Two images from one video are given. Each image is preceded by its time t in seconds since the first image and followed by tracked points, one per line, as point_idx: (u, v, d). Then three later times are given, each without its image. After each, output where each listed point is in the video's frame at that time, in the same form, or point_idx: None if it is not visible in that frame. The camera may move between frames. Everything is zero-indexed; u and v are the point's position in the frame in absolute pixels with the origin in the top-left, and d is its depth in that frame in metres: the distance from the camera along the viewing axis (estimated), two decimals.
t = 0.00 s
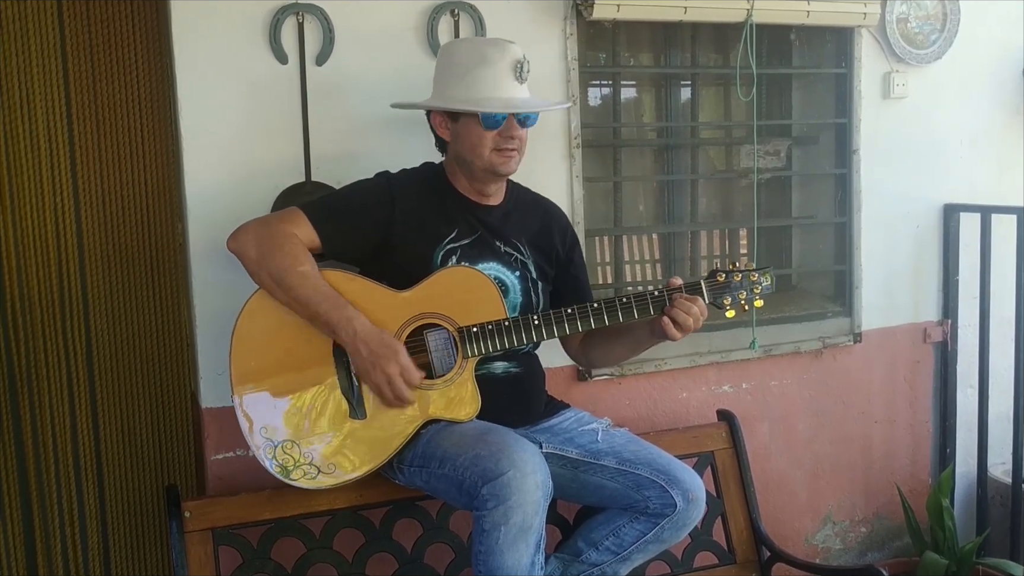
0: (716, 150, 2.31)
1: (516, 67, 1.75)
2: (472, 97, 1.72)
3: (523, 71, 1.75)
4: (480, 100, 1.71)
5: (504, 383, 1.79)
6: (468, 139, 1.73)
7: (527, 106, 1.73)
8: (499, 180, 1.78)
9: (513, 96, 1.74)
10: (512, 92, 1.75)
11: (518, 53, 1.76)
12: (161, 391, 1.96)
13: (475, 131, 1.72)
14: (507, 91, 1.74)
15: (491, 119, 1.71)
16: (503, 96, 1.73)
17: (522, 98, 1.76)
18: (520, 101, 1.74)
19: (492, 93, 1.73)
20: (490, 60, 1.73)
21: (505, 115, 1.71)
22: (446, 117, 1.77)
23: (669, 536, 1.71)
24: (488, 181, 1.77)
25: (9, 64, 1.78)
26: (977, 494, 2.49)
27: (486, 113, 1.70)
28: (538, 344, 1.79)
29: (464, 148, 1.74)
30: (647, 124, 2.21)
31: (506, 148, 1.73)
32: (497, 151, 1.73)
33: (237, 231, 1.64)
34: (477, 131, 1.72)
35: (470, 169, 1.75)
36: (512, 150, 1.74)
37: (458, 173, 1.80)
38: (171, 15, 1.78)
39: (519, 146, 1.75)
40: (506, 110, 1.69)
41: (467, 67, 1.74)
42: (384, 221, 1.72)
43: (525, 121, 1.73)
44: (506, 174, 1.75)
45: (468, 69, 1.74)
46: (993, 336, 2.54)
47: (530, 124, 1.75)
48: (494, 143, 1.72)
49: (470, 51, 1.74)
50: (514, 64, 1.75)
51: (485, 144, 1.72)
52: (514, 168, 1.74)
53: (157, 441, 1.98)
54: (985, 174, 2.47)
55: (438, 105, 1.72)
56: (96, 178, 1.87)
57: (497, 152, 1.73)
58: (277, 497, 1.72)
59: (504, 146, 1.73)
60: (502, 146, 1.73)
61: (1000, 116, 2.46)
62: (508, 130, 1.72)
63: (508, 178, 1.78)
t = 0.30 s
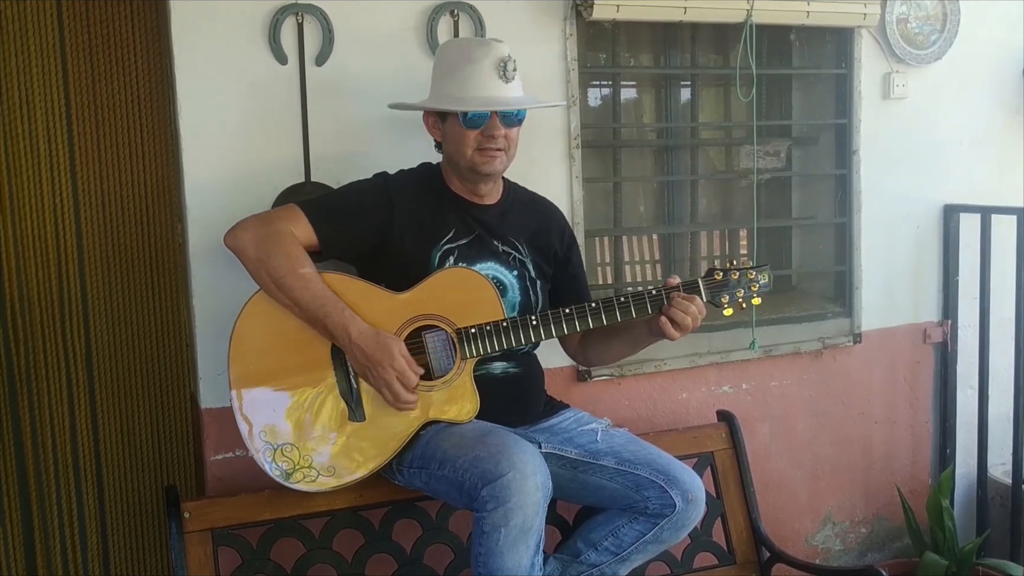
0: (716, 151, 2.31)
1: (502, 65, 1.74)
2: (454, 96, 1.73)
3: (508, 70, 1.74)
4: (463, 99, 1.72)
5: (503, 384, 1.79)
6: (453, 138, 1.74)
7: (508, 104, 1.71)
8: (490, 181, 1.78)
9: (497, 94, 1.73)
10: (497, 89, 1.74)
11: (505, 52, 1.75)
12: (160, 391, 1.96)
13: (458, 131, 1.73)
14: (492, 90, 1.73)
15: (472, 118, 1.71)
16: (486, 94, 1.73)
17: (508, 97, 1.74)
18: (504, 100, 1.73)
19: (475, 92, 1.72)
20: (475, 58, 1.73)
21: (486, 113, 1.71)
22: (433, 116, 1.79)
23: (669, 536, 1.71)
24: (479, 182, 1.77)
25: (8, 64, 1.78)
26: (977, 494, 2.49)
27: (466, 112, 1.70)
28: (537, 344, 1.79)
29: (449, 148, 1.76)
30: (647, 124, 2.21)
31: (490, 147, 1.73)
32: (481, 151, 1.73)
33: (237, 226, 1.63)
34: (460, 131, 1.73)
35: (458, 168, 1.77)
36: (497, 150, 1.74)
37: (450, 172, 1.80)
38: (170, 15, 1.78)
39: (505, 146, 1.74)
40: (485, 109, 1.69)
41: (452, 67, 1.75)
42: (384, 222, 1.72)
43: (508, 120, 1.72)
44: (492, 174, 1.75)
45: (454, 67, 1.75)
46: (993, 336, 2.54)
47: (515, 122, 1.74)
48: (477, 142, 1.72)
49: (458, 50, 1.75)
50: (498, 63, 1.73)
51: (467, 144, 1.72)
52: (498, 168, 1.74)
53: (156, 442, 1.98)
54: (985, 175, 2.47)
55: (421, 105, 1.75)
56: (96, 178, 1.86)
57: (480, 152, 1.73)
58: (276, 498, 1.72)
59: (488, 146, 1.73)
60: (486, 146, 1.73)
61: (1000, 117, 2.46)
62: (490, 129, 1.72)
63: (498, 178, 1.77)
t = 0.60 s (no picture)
0: (716, 151, 2.31)
1: (489, 60, 1.74)
2: (442, 91, 1.74)
3: (496, 65, 1.75)
4: (449, 94, 1.73)
5: (503, 381, 1.79)
6: (442, 135, 1.76)
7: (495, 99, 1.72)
8: (483, 177, 1.78)
9: (485, 90, 1.74)
10: (484, 84, 1.74)
11: (493, 48, 1.76)
12: (161, 391, 1.97)
13: (445, 127, 1.74)
14: (479, 85, 1.74)
15: (458, 113, 1.72)
16: (474, 89, 1.73)
17: (497, 92, 1.75)
18: (492, 95, 1.73)
19: (462, 87, 1.73)
20: (462, 54, 1.74)
21: (472, 107, 1.71)
22: (426, 114, 1.80)
23: (669, 536, 1.71)
24: (471, 178, 1.78)
25: (8, 65, 1.78)
26: (977, 494, 2.49)
27: (452, 106, 1.71)
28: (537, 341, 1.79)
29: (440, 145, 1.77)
30: (647, 125, 2.21)
31: (477, 143, 1.74)
32: (468, 146, 1.73)
33: (233, 230, 1.64)
34: (447, 127, 1.74)
35: (449, 165, 1.78)
36: (485, 146, 1.74)
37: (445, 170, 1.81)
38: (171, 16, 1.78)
39: (492, 141, 1.75)
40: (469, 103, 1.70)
41: (440, 64, 1.76)
42: (385, 222, 1.72)
43: (494, 115, 1.73)
44: (481, 170, 1.75)
45: (442, 63, 1.76)
46: (993, 336, 2.54)
47: (502, 118, 1.74)
48: (464, 138, 1.73)
49: (446, 46, 1.76)
50: (486, 58, 1.74)
51: (454, 139, 1.73)
52: (486, 163, 1.74)
53: (157, 442, 1.98)
54: (985, 175, 2.47)
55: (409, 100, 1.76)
56: (96, 178, 1.86)
57: (468, 147, 1.73)
58: (277, 498, 1.72)
59: (475, 141, 1.73)
60: (473, 141, 1.73)
61: (1000, 117, 2.46)
62: (476, 125, 1.73)
63: (489, 173, 1.78)
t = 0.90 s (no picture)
0: (717, 151, 2.31)
1: (489, 62, 1.74)
2: (443, 94, 1.75)
3: (496, 67, 1.74)
4: (449, 96, 1.73)
5: (504, 382, 1.79)
6: (443, 136, 1.76)
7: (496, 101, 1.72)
8: (483, 177, 1.79)
9: (486, 92, 1.74)
10: (484, 87, 1.74)
11: (493, 49, 1.76)
12: (163, 391, 1.97)
13: (446, 129, 1.75)
14: (480, 87, 1.74)
15: (459, 115, 1.72)
16: (474, 91, 1.73)
17: (497, 94, 1.75)
18: (492, 96, 1.74)
19: (462, 90, 1.73)
20: (462, 55, 1.74)
21: (472, 109, 1.71)
22: (426, 114, 1.80)
23: (670, 536, 1.71)
24: (472, 179, 1.79)
25: (11, 65, 1.78)
26: (977, 494, 2.50)
27: (452, 108, 1.71)
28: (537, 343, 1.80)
29: (440, 146, 1.77)
30: (647, 125, 2.21)
31: (479, 144, 1.74)
32: (468, 147, 1.73)
33: (237, 236, 1.64)
34: (448, 128, 1.74)
35: (449, 167, 1.78)
36: (486, 147, 1.74)
37: (446, 170, 1.81)
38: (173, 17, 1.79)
39: (493, 142, 1.75)
40: (469, 105, 1.70)
41: (440, 66, 1.76)
42: (387, 222, 1.73)
43: (495, 116, 1.73)
44: (482, 171, 1.75)
45: (442, 65, 1.76)
46: (994, 337, 2.54)
47: (503, 119, 1.74)
48: (465, 139, 1.73)
49: (446, 48, 1.77)
50: (486, 60, 1.74)
51: (455, 141, 1.73)
52: (487, 165, 1.74)
53: (158, 443, 1.98)
54: (986, 176, 2.47)
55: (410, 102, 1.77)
56: (98, 178, 1.87)
57: (468, 148, 1.73)
58: (278, 498, 1.72)
59: (475, 142, 1.74)
60: (473, 142, 1.73)
61: (1000, 118, 2.46)
62: (477, 126, 1.73)
63: (490, 174, 1.78)
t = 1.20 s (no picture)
0: (717, 151, 2.31)
1: (521, 75, 1.75)
2: (480, 106, 1.71)
3: (527, 80, 1.76)
4: (490, 110, 1.70)
5: (505, 382, 1.80)
6: (473, 146, 1.71)
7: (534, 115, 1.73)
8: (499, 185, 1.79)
9: (519, 104, 1.74)
10: (514, 99, 1.74)
11: (522, 61, 1.76)
12: (164, 390, 1.97)
13: (480, 140, 1.71)
14: (515, 100, 1.74)
15: (502, 129, 1.70)
16: (511, 105, 1.73)
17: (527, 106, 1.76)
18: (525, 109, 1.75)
19: (500, 103, 1.72)
20: (497, 68, 1.72)
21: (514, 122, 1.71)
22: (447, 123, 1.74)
23: (670, 536, 1.72)
24: (488, 186, 1.78)
25: (12, 66, 1.78)
26: (977, 494, 2.50)
27: (494, 124, 1.68)
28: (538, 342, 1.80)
29: (469, 155, 1.72)
30: (648, 126, 2.21)
31: (509, 155, 1.74)
32: (502, 158, 1.73)
33: (238, 235, 1.64)
34: (485, 140, 1.71)
35: (474, 173, 1.75)
36: (514, 158, 1.75)
37: (453, 173, 1.80)
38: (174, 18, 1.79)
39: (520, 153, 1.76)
40: (515, 123, 1.68)
41: (473, 76, 1.72)
42: (388, 222, 1.73)
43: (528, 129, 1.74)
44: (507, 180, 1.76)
45: (474, 75, 1.72)
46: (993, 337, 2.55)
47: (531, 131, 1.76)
48: (499, 151, 1.72)
49: (476, 56, 1.72)
50: (519, 73, 1.74)
51: (491, 152, 1.71)
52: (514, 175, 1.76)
53: (160, 442, 1.98)
54: (985, 176, 2.47)
55: (448, 113, 1.69)
56: (99, 179, 1.87)
57: (501, 159, 1.73)
58: (279, 498, 1.73)
59: (508, 154, 1.73)
60: (507, 154, 1.73)
61: (1000, 118, 2.47)
62: (514, 139, 1.72)
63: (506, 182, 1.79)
